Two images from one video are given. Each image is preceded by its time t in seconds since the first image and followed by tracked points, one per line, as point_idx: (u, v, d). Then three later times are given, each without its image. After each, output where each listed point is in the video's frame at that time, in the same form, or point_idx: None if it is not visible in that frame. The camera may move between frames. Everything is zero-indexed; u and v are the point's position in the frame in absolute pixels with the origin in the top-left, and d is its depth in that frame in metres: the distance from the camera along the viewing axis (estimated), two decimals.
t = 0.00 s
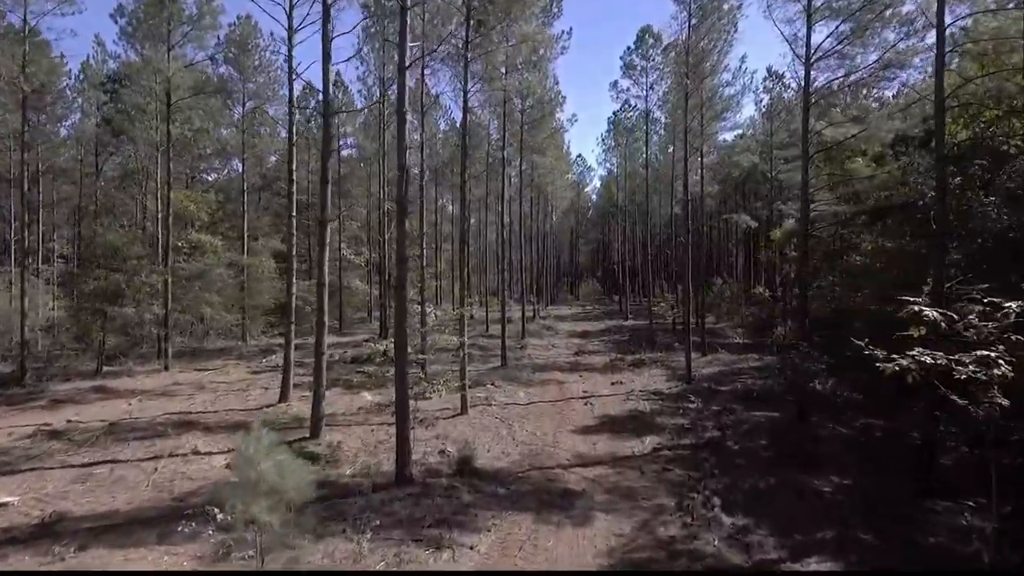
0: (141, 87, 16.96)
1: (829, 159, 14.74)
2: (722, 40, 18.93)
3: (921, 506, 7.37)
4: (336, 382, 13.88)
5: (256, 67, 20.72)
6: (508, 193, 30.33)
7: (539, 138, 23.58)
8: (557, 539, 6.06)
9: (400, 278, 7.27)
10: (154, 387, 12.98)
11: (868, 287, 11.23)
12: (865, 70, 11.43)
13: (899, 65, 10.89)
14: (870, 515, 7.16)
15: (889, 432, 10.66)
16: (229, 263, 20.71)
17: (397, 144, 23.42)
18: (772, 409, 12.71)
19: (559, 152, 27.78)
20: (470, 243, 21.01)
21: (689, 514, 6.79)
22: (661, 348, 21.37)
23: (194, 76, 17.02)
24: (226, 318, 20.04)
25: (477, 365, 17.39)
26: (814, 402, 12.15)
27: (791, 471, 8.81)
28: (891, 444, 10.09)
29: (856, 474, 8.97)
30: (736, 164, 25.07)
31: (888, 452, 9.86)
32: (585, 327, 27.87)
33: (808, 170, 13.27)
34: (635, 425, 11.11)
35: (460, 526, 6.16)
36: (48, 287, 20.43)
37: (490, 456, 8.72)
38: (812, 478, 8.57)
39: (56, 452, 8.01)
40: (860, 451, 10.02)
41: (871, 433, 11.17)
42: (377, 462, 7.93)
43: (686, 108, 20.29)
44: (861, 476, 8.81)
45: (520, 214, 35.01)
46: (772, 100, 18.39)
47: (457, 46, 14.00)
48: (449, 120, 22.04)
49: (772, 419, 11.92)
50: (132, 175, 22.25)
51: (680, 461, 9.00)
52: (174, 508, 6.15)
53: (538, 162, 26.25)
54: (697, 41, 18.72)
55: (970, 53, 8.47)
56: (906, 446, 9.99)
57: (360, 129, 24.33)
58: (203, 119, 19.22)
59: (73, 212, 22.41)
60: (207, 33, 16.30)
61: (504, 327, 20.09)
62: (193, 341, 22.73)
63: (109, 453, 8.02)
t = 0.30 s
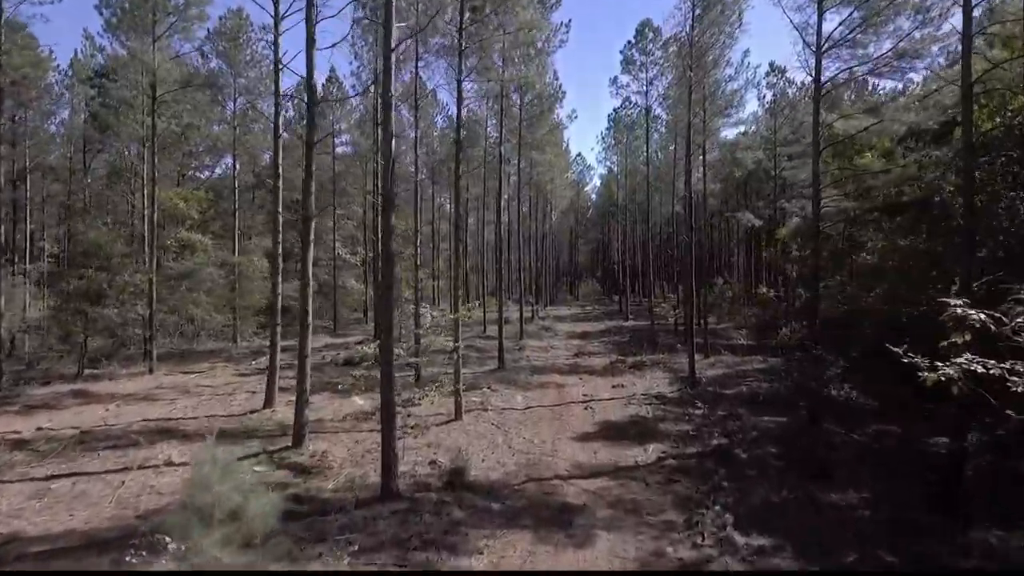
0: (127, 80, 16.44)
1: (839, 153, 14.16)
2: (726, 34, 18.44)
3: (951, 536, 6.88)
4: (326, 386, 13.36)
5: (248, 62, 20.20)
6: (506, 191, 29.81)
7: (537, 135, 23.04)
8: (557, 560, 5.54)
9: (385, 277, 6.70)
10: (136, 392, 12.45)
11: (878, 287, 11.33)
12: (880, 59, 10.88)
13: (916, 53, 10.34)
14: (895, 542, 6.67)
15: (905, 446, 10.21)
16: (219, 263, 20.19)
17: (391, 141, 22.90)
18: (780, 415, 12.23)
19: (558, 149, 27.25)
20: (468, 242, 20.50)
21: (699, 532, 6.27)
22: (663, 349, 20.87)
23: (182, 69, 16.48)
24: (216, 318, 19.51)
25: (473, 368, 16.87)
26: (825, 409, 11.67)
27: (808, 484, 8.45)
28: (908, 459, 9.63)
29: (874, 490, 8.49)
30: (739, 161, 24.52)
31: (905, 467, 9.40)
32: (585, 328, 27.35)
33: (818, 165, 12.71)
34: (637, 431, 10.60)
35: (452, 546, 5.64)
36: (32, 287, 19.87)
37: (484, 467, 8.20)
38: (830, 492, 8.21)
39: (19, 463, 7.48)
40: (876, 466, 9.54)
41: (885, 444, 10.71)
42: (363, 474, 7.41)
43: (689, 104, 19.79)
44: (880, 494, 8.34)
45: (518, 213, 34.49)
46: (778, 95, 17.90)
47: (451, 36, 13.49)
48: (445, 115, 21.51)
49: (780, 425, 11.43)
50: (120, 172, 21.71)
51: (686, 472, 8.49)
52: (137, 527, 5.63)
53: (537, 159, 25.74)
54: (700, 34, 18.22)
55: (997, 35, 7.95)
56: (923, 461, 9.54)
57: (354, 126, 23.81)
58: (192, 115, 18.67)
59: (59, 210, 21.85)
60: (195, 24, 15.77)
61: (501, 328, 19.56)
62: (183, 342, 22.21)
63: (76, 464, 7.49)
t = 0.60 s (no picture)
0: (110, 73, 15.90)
1: (850, 146, 13.55)
2: (729, 26, 17.92)
3: (986, 554, 6.32)
4: (315, 390, 12.82)
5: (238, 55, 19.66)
6: (504, 189, 29.29)
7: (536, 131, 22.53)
8: None
9: (367, 276, 6.14)
10: (116, 396, 11.89)
11: (888, 287, 10.82)
12: (897, 47, 10.32)
13: (935, 40, 9.78)
14: (925, 562, 6.12)
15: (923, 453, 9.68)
16: (208, 262, 19.66)
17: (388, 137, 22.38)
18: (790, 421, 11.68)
19: (557, 146, 26.71)
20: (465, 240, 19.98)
21: (711, 554, 5.73)
22: (665, 350, 20.36)
23: (168, 61, 15.98)
24: (206, 319, 18.99)
25: (468, 370, 16.34)
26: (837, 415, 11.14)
27: (823, 497, 7.97)
28: (927, 467, 9.10)
29: (894, 503, 8.00)
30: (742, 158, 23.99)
31: (925, 476, 8.87)
32: (584, 329, 26.85)
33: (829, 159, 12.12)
34: (640, 438, 10.07)
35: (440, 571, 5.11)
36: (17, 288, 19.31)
37: (477, 479, 7.68)
38: (847, 507, 7.73)
39: None
40: (895, 475, 9.00)
41: (899, 451, 10.24)
42: (346, 488, 6.89)
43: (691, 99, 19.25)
44: (902, 506, 7.81)
45: (517, 212, 33.93)
46: (782, 88, 17.38)
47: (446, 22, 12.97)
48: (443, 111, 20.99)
49: (790, 432, 10.89)
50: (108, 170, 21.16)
51: (694, 484, 7.94)
52: (89, 552, 5.09)
53: (535, 156, 25.20)
54: (703, 27, 17.71)
55: None
56: (944, 469, 9.01)
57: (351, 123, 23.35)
58: (182, 110, 18.14)
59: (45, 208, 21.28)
60: (180, 14, 15.24)
61: (499, 329, 19.03)
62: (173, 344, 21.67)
63: (36, 477, 6.95)
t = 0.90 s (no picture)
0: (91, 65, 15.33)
1: (863, 140, 12.94)
2: (731, 17, 17.31)
3: None
4: (302, 394, 12.24)
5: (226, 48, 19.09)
6: (502, 187, 28.70)
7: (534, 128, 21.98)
8: None
9: (345, 275, 5.58)
10: (91, 401, 11.31)
11: (902, 287, 10.27)
12: (914, 34, 9.80)
13: (956, 26, 9.23)
14: None
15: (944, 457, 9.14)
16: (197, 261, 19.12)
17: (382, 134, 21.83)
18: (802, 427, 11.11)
19: (556, 143, 26.12)
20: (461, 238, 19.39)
21: None
22: (667, 352, 19.80)
23: (152, 53, 15.41)
24: (194, 319, 18.41)
25: (464, 373, 15.75)
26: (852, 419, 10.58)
27: (842, 512, 7.43)
28: (951, 475, 8.55)
29: (917, 515, 7.47)
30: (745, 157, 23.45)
31: (949, 485, 8.32)
32: (584, 330, 26.29)
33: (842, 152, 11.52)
34: (643, 447, 9.49)
35: None
36: None
37: (469, 495, 7.11)
38: (868, 522, 7.19)
39: None
40: (915, 484, 8.47)
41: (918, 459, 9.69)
42: (326, 506, 6.32)
43: (693, 94, 18.65)
44: (928, 520, 7.26)
45: (515, 210, 33.34)
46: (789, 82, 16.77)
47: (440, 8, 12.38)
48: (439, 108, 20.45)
49: (803, 439, 10.31)
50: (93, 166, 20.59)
51: (702, 499, 7.36)
52: None
53: (533, 153, 24.64)
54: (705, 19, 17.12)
55: None
56: (967, 477, 8.48)
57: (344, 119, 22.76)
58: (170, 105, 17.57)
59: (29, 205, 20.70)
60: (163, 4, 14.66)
61: (496, 330, 18.45)
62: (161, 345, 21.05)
63: None
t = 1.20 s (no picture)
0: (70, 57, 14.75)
1: (880, 131, 12.29)
2: (737, 7, 16.68)
3: None
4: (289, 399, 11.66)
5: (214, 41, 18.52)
6: (500, 186, 28.13)
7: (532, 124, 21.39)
8: None
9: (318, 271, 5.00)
10: (64, 407, 10.71)
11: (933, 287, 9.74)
12: (934, 19, 9.25)
13: (982, 8, 8.65)
14: None
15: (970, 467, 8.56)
16: (185, 261, 18.53)
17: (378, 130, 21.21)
18: (815, 434, 10.51)
19: (556, 140, 25.52)
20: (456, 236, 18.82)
21: None
22: (669, 354, 19.23)
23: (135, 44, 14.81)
24: (182, 320, 17.85)
25: (459, 376, 15.16)
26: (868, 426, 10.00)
27: (864, 529, 6.87)
28: (978, 487, 7.97)
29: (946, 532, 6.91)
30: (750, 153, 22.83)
31: (977, 498, 7.74)
32: (584, 330, 25.71)
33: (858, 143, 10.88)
34: (647, 456, 8.90)
35: None
36: None
37: (459, 513, 6.55)
38: (893, 539, 6.65)
39: None
40: (940, 496, 7.87)
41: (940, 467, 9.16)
42: (300, 528, 5.73)
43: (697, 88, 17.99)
44: (959, 539, 6.67)
45: (513, 209, 32.78)
46: (795, 74, 16.15)
47: None
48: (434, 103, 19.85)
49: (817, 447, 9.72)
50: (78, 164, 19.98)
51: (713, 517, 6.78)
52: None
53: (532, 150, 24.05)
54: (709, 8, 16.48)
55: None
56: (993, 489, 7.94)
57: (338, 113, 22.20)
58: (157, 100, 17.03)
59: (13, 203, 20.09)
60: None
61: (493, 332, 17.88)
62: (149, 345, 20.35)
63: None
